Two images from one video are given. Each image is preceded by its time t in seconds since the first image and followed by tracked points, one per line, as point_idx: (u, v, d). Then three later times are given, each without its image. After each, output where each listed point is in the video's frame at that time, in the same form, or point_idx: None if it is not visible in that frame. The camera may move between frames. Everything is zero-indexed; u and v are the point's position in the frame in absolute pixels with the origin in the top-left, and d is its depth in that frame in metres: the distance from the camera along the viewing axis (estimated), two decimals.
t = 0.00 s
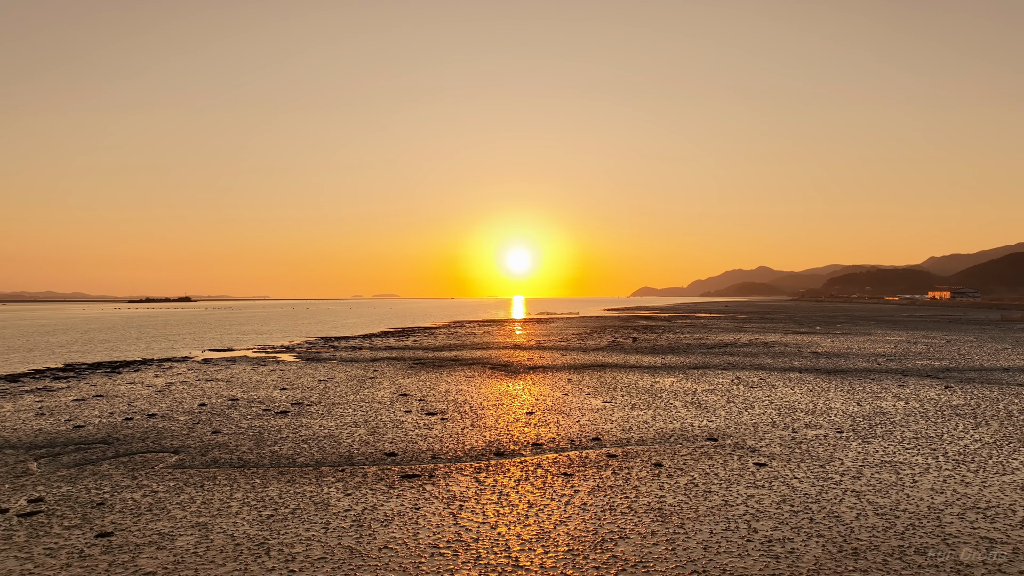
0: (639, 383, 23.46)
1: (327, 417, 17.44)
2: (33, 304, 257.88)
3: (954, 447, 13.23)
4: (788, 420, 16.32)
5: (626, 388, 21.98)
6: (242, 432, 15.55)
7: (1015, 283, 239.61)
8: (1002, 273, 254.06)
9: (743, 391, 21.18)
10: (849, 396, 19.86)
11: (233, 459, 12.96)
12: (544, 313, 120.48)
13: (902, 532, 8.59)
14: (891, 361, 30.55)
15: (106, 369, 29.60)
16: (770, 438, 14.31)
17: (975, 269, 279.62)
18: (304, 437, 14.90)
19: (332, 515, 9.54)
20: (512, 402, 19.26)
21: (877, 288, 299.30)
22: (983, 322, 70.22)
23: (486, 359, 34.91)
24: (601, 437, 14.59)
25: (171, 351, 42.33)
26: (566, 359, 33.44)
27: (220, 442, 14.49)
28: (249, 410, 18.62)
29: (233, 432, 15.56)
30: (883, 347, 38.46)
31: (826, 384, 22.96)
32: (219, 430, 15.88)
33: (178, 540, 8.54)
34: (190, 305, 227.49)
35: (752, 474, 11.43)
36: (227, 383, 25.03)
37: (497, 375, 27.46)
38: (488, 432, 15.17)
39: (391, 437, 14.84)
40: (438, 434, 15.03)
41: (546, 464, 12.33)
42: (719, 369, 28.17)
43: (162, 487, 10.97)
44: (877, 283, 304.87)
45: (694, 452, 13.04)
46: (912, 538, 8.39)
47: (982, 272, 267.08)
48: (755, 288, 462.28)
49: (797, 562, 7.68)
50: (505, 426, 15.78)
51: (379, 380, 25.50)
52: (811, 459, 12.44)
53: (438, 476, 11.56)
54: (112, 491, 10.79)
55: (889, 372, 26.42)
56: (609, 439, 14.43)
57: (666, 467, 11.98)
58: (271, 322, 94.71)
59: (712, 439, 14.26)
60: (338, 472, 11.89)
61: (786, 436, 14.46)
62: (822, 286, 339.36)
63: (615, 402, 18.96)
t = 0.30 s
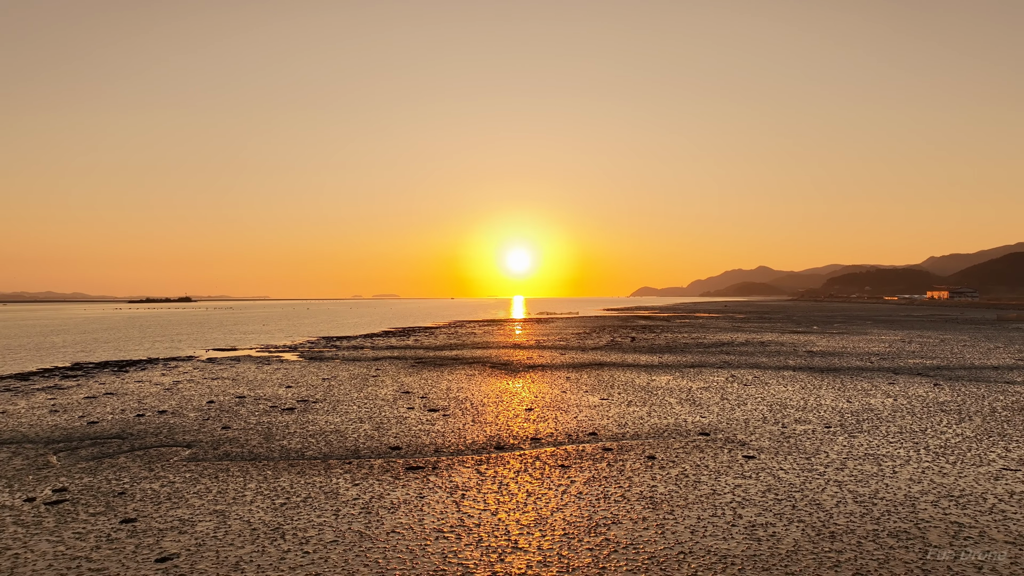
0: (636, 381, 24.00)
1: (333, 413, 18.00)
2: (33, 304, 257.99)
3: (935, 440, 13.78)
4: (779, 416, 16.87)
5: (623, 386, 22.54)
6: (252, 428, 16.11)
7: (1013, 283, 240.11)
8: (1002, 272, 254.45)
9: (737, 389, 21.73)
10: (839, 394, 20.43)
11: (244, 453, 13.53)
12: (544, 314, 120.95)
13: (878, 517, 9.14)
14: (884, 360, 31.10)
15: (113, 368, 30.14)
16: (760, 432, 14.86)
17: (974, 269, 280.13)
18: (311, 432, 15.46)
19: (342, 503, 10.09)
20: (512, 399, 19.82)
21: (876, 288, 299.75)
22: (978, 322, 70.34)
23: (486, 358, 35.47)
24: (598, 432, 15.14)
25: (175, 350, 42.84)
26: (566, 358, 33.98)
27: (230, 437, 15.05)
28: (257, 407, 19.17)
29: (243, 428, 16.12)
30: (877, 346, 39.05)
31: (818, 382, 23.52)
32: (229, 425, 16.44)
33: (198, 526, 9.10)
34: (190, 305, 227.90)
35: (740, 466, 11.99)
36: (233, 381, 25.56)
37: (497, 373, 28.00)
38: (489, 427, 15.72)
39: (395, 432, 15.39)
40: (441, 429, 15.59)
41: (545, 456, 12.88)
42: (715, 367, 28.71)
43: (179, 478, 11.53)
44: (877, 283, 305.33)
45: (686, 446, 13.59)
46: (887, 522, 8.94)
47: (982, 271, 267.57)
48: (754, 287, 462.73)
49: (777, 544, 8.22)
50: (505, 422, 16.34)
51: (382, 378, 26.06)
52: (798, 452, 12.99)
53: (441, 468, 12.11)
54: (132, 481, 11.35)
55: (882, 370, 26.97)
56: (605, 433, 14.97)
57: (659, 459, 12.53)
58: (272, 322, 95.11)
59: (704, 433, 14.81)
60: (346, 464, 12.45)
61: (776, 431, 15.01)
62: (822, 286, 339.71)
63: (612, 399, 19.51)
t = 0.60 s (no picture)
0: (633, 379, 24.59)
1: (338, 409, 18.55)
2: (34, 304, 258.61)
3: (919, 434, 14.34)
4: (771, 412, 17.39)
5: (620, 384, 23.10)
6: (260, 424, 16.67)
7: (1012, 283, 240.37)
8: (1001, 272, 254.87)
9: (731, 386, 22.28)
10: (830, 391, 20.99)
11: (254, 447, 14.09)
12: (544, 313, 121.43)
13: (857, 504, 9.69)
14: (877, 358, 31.67)
15: (120, 367, 30.70)
16: (752, 427, 15.40)
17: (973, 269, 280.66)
18: (318, 428, 16.02)
19: (350, 492, 10.64)
20: (511, 396, 20.38)
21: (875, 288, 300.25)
22: (974, 321, 70.45)
23: (486, 357, 36.05)
24: (595, 427, 15.71)
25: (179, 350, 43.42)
26: (565, 357, 34.56)
27: (240, 432, 15.61)
28: (264, 404, 19.75)
29: (252, 423, 16.68)
30: (872, 345, 39.65)
31: (810, 380, 24.10)
32: (238, 421, 17.00)
33: (216, 513, 9.67)
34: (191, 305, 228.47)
35: (730, 458, 12.53)
36: (239, 380, 26.13)
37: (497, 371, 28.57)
38: (490, 423, 16.26)
39: (399, 427, 15.95)
40: (443, 424, 16.14)
41: (543, 450, 13.42)
42: (711, 366, 29.28)
43: (194, 470, 12.10)
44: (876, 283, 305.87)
45: (679, 440, 14.14)
46: (865, 509, 9.49)
47: (980, 271, 268.12)
48: (754, 287, 463.37)
49: (760, 528, 8.77)
50: (505, 417, 16.89)
51: (385, 376, 26.63)
52: (786, 445, 13.54)
53: (444, 460, 12.65)
54: (149, 473, 11.92)
55: (874, 368, 27.53)
56: (601, 428, 15.52)
57: (653, 453, 13.07)
58: (273, 322, 95.73)
59: (697, 428, 15.36)
60: (353, 457, 13.00)
61: (767, 427, 15.53)
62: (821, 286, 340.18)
63: (609, 396, 20.07)
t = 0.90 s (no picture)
0: (630, 377, 25.16)
1: (343, 406, 19.09)
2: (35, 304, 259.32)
3: (903, 429, 14.89)
4: (763, 408, 17.93)
5: (618, 381, 23.66)
6: (268, 420, 17.23)
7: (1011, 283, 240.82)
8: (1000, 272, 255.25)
9: (725, 384, 22.86)
10: (821, 388, 21.55)
11: (264, 441, 14.65)
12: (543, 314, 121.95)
13: (838, 493, 10.24)
14: (871, 357, 32.25)
15: (127, 366, 31.27)
16: (743, 423, 15.95)
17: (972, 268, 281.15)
18: (324, 423, 16.57)
19: (358, 482, 11.20)
20: (511, 393, 20.92)
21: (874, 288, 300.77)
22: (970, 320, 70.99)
23: (487, 356, 36.62)
24: (591, 422, 16.27)
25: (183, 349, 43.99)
26: (564, 356, 35.17)
27: (249, 428, 16.16)
28: (271, 401, 20.31)
29: (260, 419, 17.23)
30: (867, 344, 40.20)
31: (803, 378, 24.66)
32: (247, 418, 17.55)
33: (232, 501, 10.24)
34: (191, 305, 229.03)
35: (721, 451, 13.09)
36: (244, 378, 26.69)
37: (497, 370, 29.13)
38: (490, 419, 16.81)
39: (403, 423, 16.51)
40: (445, 420, 16.69)
41: (542, 444, 13.98)
42: (707, 364, 29.84)
43: (208, 462, 12.66)
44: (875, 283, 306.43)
45: (672, 435, 14.69)
46: (845, 497, 10.04)
47: (979, 271, 268.68)
48: (754, 287, 464.08)
49: (745, 514, 9.32)
50: (505, 414, 17.43)
51: (388, 375, 27.21)
52: (775, 439, 14.09)
53: (447, 453, 13.21)
54: (165, 465, 12.49)
55: (867, 367, 28.09)
56: (598, 424, 16.07)
57: (647, 446, 13.62)
58: (274, 322, 96.23)
59: (690, 424, 15.91)
60: (359, 450, 13.56)
61: (759, 422, 16.07)
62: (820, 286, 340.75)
63: (606, 393, 20.62)
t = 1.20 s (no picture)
0: (628, 375, 25.71)
1: (347, 403, 19.63)
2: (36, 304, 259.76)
3: (889, 424, 15.45)
4: (755, 404, 18.48)
5: (615, 379, 24.20)
6: (276, 416, 17.80)
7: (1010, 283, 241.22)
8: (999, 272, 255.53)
9: (720, 381, 23.42)
10: (814, 386, 22.09)
11: (273, 436, 15.22)
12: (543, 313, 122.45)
13: (821, 482, 10.79)
14: (864, 356, 32.79)
15: (134, 365, 31.80)
16: (735, 418, 16.50)
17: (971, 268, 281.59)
18: (330, 419, 17.13)
19: (365, 473, 11.76)
20: (511, 391, 21.45)
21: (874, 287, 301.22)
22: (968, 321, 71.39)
23: (487, 355, 37.15)
24: (588, 418, 16.81)
25: (187, 348, 44.54)
26: (563, 355, 35.69)
27: (258, 423, 16.72)
28: (277, 398, 20.85)
29: (268, 416, 17.79)
30: (862, 343, 40.68)
31: (797, 376, 25.19)
32: (255, 414, 18.10)
33: (246, 491, 10.79)
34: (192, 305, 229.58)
35: (712, 444, 13.65)
36: (250, 376, 27.21)
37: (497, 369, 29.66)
38: (490, 415, 17.34)
39: (406, 418, 17.07)
40: (447, 416, 17.24)
41: (540, 438, 14.53)
42: (703, 363, 30.37)
43: (221, 455, 13.22)
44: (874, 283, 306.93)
45: (666, 429, 15.25)
46: (827, 486, 10.59)
47: (979, 271, 269.09)
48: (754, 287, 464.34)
49: (731, 502, 9.86)
50: (505, 410, 17.96)
51: (390, 373, 27.75)
52: (765, 434, 14.64)
53: (449, 447, 13.75)
54: (180, 458, 13.05)
55: (860, 365, 28.64)
56: (594, 419, 16.62)
57: (641, 440, 14.17)
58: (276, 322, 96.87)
59: (684, 419, 16.46)
60: (365, 444, 14.11)
61: (750, 417, 16.63)
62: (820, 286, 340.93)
63: (603, 391, 21.16)
